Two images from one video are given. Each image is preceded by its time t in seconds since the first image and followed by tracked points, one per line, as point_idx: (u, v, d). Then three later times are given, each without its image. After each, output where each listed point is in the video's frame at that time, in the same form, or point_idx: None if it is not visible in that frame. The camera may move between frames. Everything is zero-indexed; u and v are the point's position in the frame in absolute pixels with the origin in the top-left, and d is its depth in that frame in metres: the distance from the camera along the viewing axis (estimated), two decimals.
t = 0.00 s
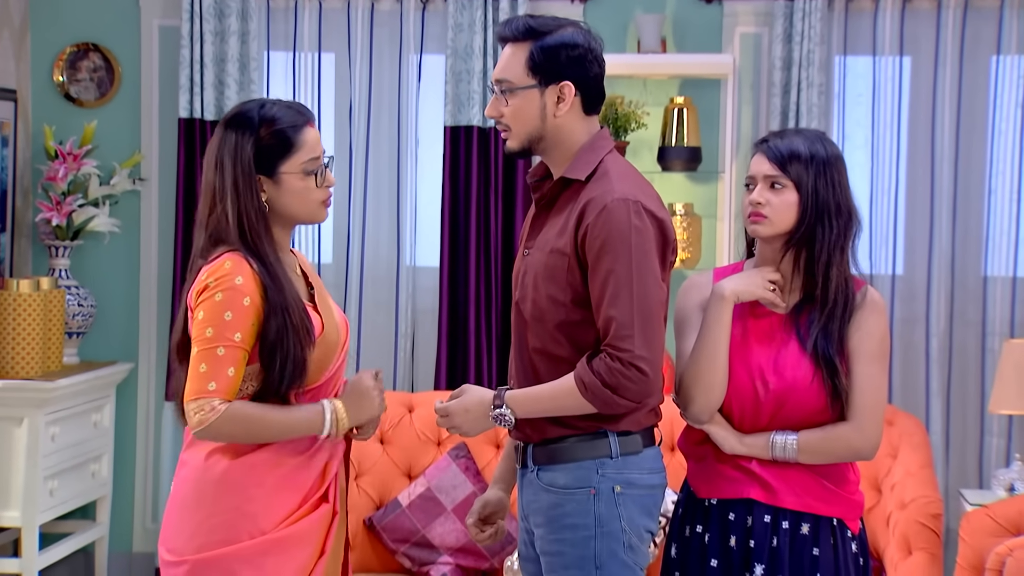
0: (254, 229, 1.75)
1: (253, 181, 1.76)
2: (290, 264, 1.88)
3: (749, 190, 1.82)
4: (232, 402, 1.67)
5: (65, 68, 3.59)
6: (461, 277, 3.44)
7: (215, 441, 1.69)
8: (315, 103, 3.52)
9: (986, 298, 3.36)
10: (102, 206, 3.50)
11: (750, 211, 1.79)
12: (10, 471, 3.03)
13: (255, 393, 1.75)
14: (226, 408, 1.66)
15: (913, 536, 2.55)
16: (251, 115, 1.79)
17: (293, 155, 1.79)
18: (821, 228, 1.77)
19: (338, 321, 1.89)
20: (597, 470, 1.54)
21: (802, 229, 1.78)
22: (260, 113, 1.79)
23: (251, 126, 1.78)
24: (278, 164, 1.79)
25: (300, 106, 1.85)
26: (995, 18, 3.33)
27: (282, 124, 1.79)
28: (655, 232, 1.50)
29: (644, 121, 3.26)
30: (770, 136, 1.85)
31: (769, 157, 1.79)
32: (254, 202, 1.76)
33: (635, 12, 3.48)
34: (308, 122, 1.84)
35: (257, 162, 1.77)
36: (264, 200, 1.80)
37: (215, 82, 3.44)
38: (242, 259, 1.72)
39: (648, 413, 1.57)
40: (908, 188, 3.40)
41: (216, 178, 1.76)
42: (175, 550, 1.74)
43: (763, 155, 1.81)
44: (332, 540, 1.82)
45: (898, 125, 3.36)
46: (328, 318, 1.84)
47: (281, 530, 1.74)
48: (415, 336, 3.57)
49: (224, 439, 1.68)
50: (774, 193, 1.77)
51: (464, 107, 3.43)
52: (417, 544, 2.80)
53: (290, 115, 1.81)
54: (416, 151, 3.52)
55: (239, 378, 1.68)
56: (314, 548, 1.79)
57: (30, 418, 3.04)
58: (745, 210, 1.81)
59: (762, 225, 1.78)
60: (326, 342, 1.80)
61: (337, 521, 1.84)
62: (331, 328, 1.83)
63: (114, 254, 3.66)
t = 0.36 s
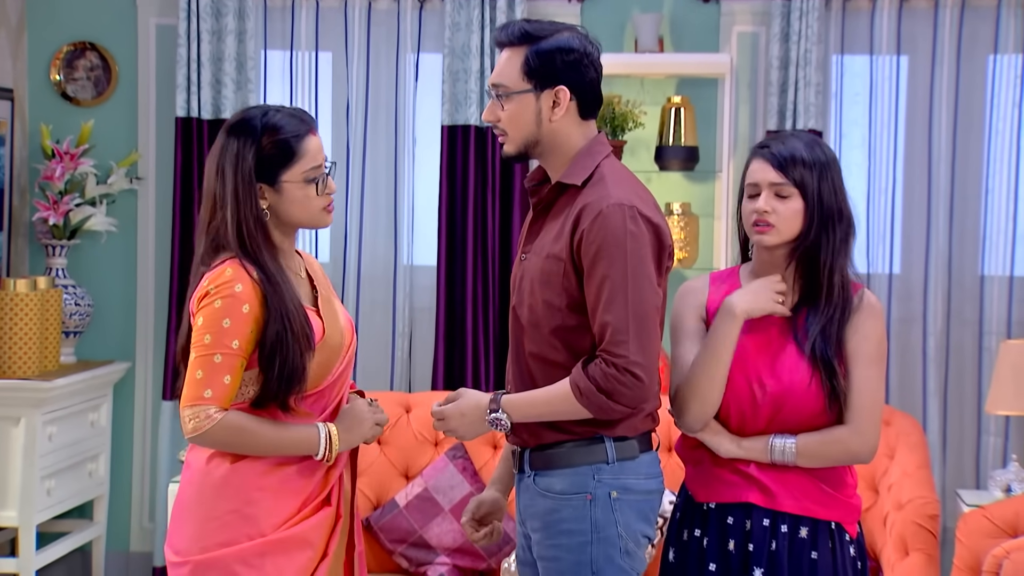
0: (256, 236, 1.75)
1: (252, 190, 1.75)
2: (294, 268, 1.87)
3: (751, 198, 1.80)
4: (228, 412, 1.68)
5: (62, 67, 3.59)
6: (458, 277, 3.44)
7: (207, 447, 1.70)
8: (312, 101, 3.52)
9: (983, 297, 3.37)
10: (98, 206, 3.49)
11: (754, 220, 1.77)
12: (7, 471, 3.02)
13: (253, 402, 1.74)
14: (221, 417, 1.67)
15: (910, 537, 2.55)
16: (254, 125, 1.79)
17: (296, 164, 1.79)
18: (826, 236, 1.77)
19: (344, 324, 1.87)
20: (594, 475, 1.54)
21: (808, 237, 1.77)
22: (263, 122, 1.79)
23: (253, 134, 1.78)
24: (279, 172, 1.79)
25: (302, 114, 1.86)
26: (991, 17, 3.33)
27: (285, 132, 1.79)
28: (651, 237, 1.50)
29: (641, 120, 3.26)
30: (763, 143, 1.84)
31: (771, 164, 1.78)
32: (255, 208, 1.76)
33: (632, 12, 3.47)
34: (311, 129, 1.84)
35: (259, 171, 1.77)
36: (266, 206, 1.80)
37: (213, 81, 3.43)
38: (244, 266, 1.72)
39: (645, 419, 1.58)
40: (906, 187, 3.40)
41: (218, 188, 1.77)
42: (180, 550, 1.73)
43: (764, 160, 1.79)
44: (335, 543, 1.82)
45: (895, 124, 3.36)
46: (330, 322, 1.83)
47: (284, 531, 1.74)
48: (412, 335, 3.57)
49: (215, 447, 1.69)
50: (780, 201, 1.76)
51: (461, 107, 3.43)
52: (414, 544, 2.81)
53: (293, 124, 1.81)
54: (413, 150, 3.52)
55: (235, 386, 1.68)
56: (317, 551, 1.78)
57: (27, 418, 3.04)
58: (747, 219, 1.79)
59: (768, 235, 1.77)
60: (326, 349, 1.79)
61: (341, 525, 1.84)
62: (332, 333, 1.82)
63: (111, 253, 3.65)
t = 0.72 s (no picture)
0: (255, 240, 1.74)
1: (249, 191, 1.75)
2: (291, 271, 1.87)
3: (758, 206, 1.78)
4: (226, 416, 1.67)
5: (58, 64, 3.58)
6: (455, 274, 3.43)
7: (204, 451, 1.70)
8: (309, 99, 3.51)
9: (981, 295, 3.37)
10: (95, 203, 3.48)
11: (763, 228, 1.75)
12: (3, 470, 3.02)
13: (250, 408, 1.74)
14: (219, 421, 1.66)
15: (907, 536, 2.55)
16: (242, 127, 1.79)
17: (288, 159, 1.79)
18: (833, 242, 1.76)
19: (342, 328, 1.87)
20: (591, 479, 1.54)
21: (816, 245, 1.76)
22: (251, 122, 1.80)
23: (243, 136, 1.78)
24: (274, 171, 1.78)
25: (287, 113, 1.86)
26: (989, 15, 3.32)
27: (273, 129, 1.79)
28: (647, 241, 1.50)
29: (638, 118, 3.25)
30: (763, 146, 1.82)
31: (777, 171, 1.76)
32: (252, 210, 1.75)
33: (629, 9, 3.47)
34: (299, 126, 1.84)
35: (252, 169, 1.77)
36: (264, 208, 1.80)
37: (209, 79, 3.42)
38: (245, 270, 1.71)
39: (642, 423, 1.58)
40: (903, 184, 3.40)
41: (214, 192, 1.76)
42: (181, 555, 1.73)
43: (769, 167, 1.77)
44: (336, 547, 1.81)
45: (893, 122, 3.36)
46: (329, 326, 1.83)
47: (285, 536, 1.74)
48: (409, 333, 3.57)
49: (213, 453, 1.69)
50: (790, 209, 1.75)
51: (459, 104, 3.42)
52: (411, 543, 2.81)
53: (281, 122, 1.81)
54: (410, 147, 3.52)
55: (234, 391, 1.68)
56: (318, 557, 1.78)
57: (24, 416, 3.03)
58: (756, 227, 1.77)
59: (778, 242, 1.75)
60: (324, 354, 1.79)
61: (341, 529, 1.83)
62: (331, 338, 1.81)
63: (108, 251, 3.65)
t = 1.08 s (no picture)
0: (251, 239, 1.74)
1: (243, 188, 1.75)
2: (284, 269, 1.87)
3: (767, 208, 1.77)
4: (222, 416, 1.67)
5: (56, 59, 3.57)
6: (452, 269, 3.43)
7: (199, 451, 1.69)
8: (307, 94, 3.49)
9: (978, 291, 3.37)
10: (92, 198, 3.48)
11: (775, 230, 1.75)
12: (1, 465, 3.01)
13: (246, 407, 1.74)
14: (217, 421, 1.66)
15: (904, 533, 2.56)
16: (235, 124, 1.78)
17: (282, 156, 1.79)
18: (841, 241, 1.77)
19: (336, 326, 1.87)
20: (590, 479, 1.54)
21: (824, 245, 1.76)
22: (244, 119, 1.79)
23: (236, 134, 1.77)
24: (268, 167, 1.78)
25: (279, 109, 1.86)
26: (987, 9, 3.32)
27: (266, 127, 1.79)
28: (645, 240, 1.49)
29: (636, 113, 3.24)
30: (766, 148, 1.81)
31: (785, 172, 1.75)
32: (248, 209, 1.75)
33: (627, 4, 3.46)
34: (291, 123, 1.84)
35: (247, 166, 1.77)
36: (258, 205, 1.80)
37: (207, 73, 3.41)
38: (239, 269, 1.71)
39: (642, 422, 1.58)
40: (901, 178, 3.40)
41: (207, 189, 1.75)
42: (177, 556, 1.74)
43: (777, 168, 1.76)
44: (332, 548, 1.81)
45: (890, 117, 3.36)
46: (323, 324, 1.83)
47: (282, 537, 1.73)
48: (407, 328, 3.56)
49: (209, 453, 1.69)
50: (800, 210, 1.75)
51: (456, 99, 3.41)
52: (409, 539, 2.81)
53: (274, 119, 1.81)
54: (408, 142, 3.51)
55: (229, 391, 1.68)
56: (315, 557, 1.77)
57: (22, 412, 3.02)
58: (767, 228, 1.76)
59: (791, 243, 1.74)
60: (320, 352, 1.79)
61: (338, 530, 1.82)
62: (327, 337, 1.81)
63: (105, 246, 3.64)
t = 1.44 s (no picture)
0: (250, 239, 1.74)
1: (241, 187, 1.75)
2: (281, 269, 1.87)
3: (780, 215, 1.77)
4: (224, 416, 1.67)
5: (56, 57, 3.56)
6: (453, 267, 3.43)
7: (201, 451, 1.69)
8: (308, 93, 3.49)
9: (979, 288, 3.36)
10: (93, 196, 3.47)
11: (791, 238, 1.75)
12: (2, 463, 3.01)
13: (247, 407, 1.74)
14: (219, 421, 1.66)
15: (905, 532, 2.58)
16: (233, 123, 1.78)
17: (281, 154, 1.79)
18: (856, 246, 1.77)
19: (335, 326, 1.87)
20: (593, 481, 1.54)
21: (839, 249, 1.76)
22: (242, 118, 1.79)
23: (234, 134, 1.77)
24: (267, 166, 1.78)
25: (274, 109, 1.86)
26: (988, 7, 3.31)
27: (264, 125, 1.79)
28: (648, 242, 1.49)
29: (637, 111, 3.24)
30: (777, 155, 1.81)
31: (797, 179, 1.75)
32: (248, 209, 1.75)
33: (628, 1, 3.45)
34: (288, 122, 1.84)
35: (246, 165, 1.77)
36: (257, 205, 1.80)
37: (207, 71, 3.41)
38: (238, 269, 1.71)
39: (645, 423, 1.58)
40: (901, 176, 3.40)
41: (205, 189, 1.75)
42: (173, 559, 1.74)
43: (789, 176, 1.76)
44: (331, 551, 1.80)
45: (891, 114, 3.35)
46: (321, 324, 1.83)
47: (280, 541, 1.73)
48: (408, 326, 3.56)
49: (211, 453, 1.68)
50: (814, 216, 1.75)
51: (457, 97, 3.41)
52: (410, 537, 2.80)
53: (271, 118, 1.81)
54: (409, 140, 3.51)
55: (230, 391, 1.67)
56: (314, 559, 1.78)
57: (23, 410, 3.02)
58: (782, 235, 1.76)
59: (807, 249, 1.74)
60: (318, 352, 1.79)
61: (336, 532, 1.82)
62: (326, 337, 1.82)
63: (106, 244, 3.64)
